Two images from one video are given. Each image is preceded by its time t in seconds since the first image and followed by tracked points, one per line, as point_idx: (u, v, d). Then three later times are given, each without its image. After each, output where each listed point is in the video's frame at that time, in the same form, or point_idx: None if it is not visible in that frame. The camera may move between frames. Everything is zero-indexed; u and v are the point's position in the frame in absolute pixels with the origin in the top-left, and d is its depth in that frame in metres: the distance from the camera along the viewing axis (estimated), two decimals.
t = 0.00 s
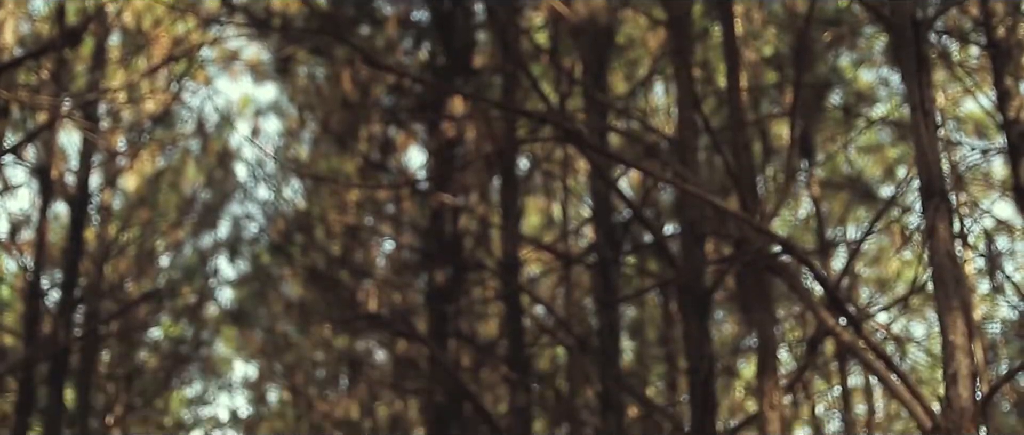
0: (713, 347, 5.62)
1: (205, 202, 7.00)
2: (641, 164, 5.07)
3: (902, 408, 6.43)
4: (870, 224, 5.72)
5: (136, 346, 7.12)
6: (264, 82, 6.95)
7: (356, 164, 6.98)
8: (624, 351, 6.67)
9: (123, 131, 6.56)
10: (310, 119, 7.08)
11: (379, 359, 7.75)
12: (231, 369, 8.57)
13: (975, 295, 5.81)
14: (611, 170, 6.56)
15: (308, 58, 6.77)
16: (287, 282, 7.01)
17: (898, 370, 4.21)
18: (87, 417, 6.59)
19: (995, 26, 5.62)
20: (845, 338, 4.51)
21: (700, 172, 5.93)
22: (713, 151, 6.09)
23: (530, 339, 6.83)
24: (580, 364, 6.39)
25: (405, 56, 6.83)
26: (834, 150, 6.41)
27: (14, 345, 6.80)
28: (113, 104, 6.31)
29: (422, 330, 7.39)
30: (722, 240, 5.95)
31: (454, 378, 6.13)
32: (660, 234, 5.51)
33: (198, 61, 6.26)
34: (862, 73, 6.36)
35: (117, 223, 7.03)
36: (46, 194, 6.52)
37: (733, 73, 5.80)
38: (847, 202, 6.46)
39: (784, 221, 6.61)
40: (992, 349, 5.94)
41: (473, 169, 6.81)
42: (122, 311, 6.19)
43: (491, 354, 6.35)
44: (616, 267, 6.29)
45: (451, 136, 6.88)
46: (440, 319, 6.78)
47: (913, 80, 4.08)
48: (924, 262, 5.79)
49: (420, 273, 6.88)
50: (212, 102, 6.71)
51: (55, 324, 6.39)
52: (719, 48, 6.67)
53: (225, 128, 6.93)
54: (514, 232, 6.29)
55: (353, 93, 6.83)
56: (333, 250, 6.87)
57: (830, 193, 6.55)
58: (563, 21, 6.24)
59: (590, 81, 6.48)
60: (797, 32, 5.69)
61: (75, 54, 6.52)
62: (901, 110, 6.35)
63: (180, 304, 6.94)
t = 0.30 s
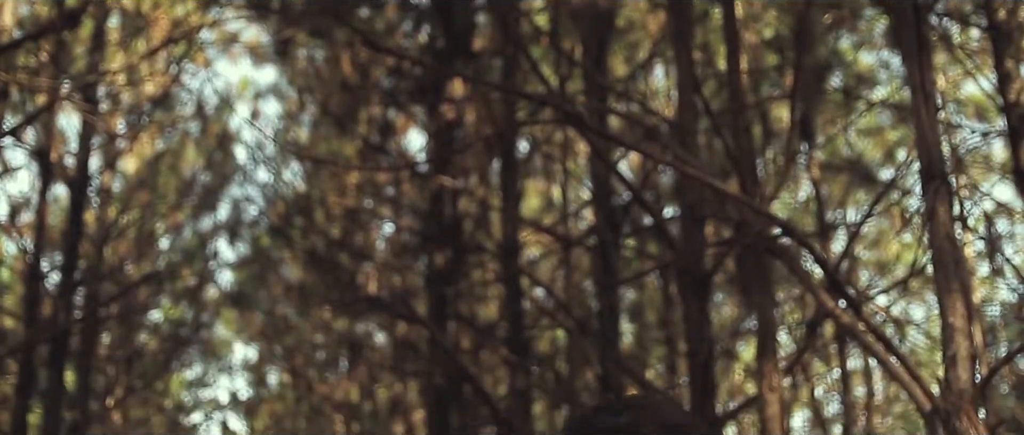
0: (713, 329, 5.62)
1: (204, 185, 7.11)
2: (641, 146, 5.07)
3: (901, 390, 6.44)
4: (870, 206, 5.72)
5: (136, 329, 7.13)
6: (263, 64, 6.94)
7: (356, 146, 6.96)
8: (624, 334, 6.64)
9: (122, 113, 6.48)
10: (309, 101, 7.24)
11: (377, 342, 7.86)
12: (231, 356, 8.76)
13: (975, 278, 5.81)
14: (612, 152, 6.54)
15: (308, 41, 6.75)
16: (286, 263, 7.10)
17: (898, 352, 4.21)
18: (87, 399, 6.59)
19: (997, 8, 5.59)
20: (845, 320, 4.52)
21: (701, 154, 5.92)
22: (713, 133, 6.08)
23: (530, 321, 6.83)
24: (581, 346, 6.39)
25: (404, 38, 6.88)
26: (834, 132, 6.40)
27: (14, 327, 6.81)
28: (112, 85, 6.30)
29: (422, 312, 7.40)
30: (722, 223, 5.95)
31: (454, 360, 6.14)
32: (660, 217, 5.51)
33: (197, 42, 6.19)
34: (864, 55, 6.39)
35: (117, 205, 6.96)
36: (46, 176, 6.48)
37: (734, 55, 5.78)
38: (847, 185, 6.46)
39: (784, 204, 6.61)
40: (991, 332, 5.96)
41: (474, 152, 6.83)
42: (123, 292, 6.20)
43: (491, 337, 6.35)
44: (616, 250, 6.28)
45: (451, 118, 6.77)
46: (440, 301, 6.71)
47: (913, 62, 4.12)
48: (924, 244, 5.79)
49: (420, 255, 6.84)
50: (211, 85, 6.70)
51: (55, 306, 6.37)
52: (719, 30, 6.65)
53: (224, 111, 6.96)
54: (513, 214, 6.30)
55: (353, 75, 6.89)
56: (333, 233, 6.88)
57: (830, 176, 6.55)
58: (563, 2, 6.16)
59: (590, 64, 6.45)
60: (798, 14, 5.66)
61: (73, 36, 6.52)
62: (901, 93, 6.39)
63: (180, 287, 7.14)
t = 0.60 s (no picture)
0: (712, 309, 5.63)
1: (204, 165, 7.09)
2: (641, 126, 5.06)
3: (900, 370, 6.45)
4: (870, 187, 5.72)
5: (136, 309, 7.13)
6: (263, 44, 6.90)
7: (356, 126, 6.96)
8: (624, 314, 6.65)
9: (122, 93, 6.44)
10: (309, 81, 7.23)
11: (378, 322, 7.88)
12: (230, 336, 8.80)
13: (975, 259, 5.81)
14: (612, 133, 6.54)
15: (307, 21, 6.72)
16: (287, 244, 7.33)
17: (897, 332, 4.22)
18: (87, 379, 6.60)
19: None
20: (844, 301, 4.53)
21: (701, 135, 5.91)
22: (713, 114, 6.07)
23: (530, 302, 6.83)
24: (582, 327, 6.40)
25: (404, 18, 6.88)
26: (834, 113, 6.39)
27: (14, 307, 6.83)
28: (112, 66, 6.27)
29: (422, 292, 7.41)
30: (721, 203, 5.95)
31: (453, 341, 6.14)
32: (660, 197, 5.51)
33: (197, 23, 6.10)
34: (864, 35, 6.32)
35: (117, 184, 6.99)
36: (45, 156, 6.49)
37: (734, 35, 5.76)
38: (847, 166, 6.45)
39: (784, 185, 6.60)
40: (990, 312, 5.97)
41: (475, 128, 6.68)
42: (124, 272, 6.20)
43: (491, 317, 6.36)
44: (616, 230, 6.28)
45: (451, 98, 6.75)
46: (440, 281, 6.66)
47: (914, 44, 4.13)
48: (924, 225, 5.78)
49: (420, 237, 6.86)
50: (211, 65, 6.68)
51: (55, 286, 6.36)
52: (720, 10, 6.63)
53: (223, 90, 6.75)
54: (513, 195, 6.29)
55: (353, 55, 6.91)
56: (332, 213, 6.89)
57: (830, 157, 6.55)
58: None
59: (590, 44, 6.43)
60: None
61: (72, 16, 6.50)
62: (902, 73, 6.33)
63: (180, 266, 7.10)
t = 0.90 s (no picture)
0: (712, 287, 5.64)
1: (204, 143, 7.19)
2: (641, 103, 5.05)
3: (899, 347, 6.46)
4: (870, 164, 5.72)
5: (136, 286, 7.15)
6: (262, 21, 6.88)
7: (356, 104, 6.95)
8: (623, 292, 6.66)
9: (121, 71, 6.38)
10: (308, 59, 7.22)
11: (377, 300, 7.89)
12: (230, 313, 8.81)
13: (974, 236, 5.80)
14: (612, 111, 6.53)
15: None
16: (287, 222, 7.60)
17: (896, 310, 4.22)
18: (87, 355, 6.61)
19: None
20: (843, 278, 4.54)
21: (700, 112, 5.91)
22: (713, 91, 6.06)
23: (530, 279, 6.84)
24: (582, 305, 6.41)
25: None
26: (834, 91, 6.38)
27: (14, 284, 6.83)
28: (111, 43, 6.24)
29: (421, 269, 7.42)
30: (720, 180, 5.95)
31: (453, 319, 6.14)
32: (659, 175, 5.51)
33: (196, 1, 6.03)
34: (864, 12, 6.20)
35: (116, 162, 6.94)
36: (44, 134, 6.45)
37: (735, 13, 5.74)
38: (847, 144, 6.45)
39: (784, 163, 6.60)
40: (989, 290, 5.98)
41: (471, 108, 6.76)
42: (123, 250, 6.18)
43: (490, 295, 6.36)
44: (616, 208, 6.28)
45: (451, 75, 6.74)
46: (439, 258, 6.66)
47: (915, 21, 4.19)
48: (923, 203, 5.77)
49: (420, 215, 6.90)
50: (209, 42, 6.66)
51: (55, 263, 6.36)
52: None
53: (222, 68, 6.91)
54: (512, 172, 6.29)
55: (352, 34, 6.77)
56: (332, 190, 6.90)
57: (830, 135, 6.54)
58: None
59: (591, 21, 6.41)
60: None
61: None
62: (904, 51, 6.19)
63: (180, 244, 7.20)
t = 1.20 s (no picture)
0: (711, 260, 5.65)
1: (202, 115, 7.11)
2: (641, 75, 5.04)
3: (898, 320, 6.45)
4: (870, 137, 5.71)
5: (136, 259, 7.15)
6: None
7: (355, 77, 6.93)
8: (622, 265, 6.66)
9: (120, 43, 6.33)
10: (308, 32, 7.20)
11: (377, 273, 7.90)
12: (229, 286, 8.82)
13: (974, 209, 5.79)
14: (612, 83, 6.52)
15: None
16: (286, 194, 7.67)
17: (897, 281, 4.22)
18: (87, 328, 6.61)
19: None
20: (843, 250, 4.53)
21: (700, 85, 5.90)
22: (713, 63, 6.03)
23: (529, 252, 6.83)
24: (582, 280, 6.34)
25: None
26: (834, 63, 6.37)
27: (14, 256, 6.83)
28: (109, 15, 6.22)
29: (421, 242, 7.42)
30: (720, 153, 5.94)
31: (453, 292, 6.14)
32: (659, 147, 5.50)
33: None
34: None
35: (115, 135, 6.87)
36: (43, 106, 6.44)
37: None
38: (848, 116, 6.43)
39: (784, 135, 6.58)
40: (989, 263, 5.98)
41: (471, 82, 6.76)
42: (122, 222, 6.17)
43: (490, 267, 6.37)
44: (616, 180, 6.28)
45: (451, 48, 6.71)
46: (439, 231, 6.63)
47: None
48: (924, 176, 5.76)
49: (419, 187, 6.89)
50: (208, 14, 6.65)
51: (55, 236, 6.35)
52: None
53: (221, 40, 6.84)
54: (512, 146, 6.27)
55: (351, 6, 6.74)
56: (331, 163, 6.91)
57: (830, 108, 6.53)
58: None
59: None
60: None
61: None
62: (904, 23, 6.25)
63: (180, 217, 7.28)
